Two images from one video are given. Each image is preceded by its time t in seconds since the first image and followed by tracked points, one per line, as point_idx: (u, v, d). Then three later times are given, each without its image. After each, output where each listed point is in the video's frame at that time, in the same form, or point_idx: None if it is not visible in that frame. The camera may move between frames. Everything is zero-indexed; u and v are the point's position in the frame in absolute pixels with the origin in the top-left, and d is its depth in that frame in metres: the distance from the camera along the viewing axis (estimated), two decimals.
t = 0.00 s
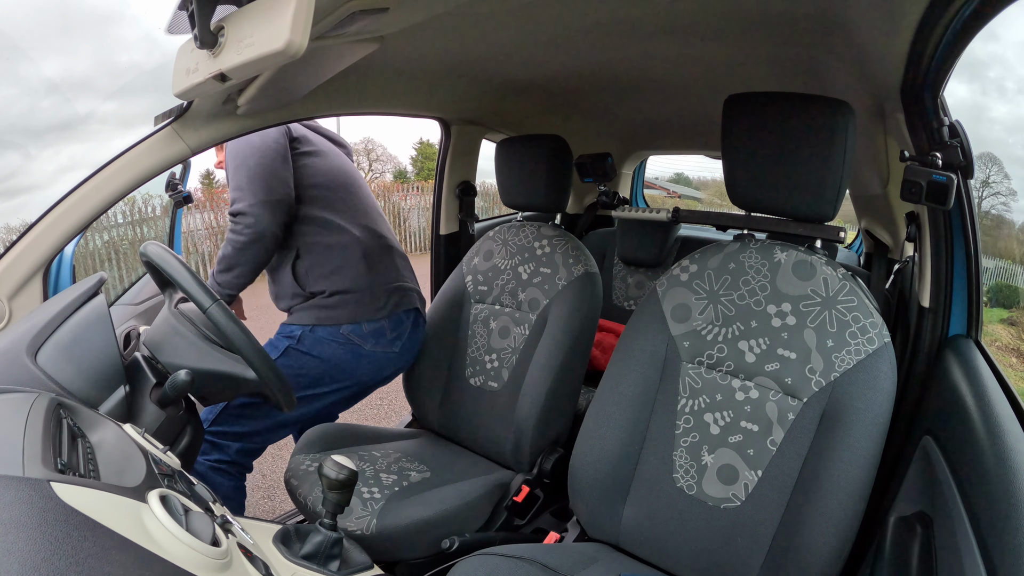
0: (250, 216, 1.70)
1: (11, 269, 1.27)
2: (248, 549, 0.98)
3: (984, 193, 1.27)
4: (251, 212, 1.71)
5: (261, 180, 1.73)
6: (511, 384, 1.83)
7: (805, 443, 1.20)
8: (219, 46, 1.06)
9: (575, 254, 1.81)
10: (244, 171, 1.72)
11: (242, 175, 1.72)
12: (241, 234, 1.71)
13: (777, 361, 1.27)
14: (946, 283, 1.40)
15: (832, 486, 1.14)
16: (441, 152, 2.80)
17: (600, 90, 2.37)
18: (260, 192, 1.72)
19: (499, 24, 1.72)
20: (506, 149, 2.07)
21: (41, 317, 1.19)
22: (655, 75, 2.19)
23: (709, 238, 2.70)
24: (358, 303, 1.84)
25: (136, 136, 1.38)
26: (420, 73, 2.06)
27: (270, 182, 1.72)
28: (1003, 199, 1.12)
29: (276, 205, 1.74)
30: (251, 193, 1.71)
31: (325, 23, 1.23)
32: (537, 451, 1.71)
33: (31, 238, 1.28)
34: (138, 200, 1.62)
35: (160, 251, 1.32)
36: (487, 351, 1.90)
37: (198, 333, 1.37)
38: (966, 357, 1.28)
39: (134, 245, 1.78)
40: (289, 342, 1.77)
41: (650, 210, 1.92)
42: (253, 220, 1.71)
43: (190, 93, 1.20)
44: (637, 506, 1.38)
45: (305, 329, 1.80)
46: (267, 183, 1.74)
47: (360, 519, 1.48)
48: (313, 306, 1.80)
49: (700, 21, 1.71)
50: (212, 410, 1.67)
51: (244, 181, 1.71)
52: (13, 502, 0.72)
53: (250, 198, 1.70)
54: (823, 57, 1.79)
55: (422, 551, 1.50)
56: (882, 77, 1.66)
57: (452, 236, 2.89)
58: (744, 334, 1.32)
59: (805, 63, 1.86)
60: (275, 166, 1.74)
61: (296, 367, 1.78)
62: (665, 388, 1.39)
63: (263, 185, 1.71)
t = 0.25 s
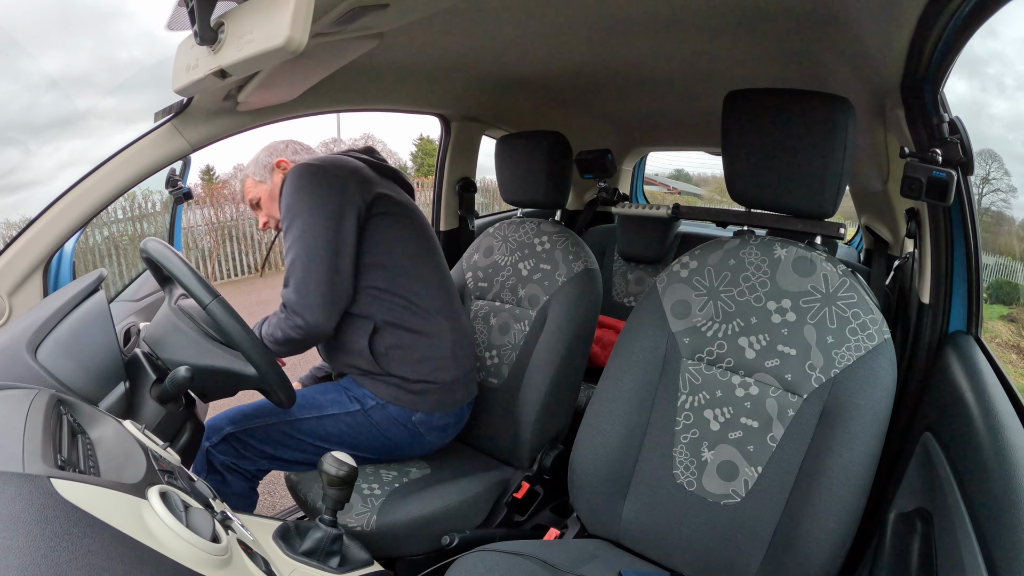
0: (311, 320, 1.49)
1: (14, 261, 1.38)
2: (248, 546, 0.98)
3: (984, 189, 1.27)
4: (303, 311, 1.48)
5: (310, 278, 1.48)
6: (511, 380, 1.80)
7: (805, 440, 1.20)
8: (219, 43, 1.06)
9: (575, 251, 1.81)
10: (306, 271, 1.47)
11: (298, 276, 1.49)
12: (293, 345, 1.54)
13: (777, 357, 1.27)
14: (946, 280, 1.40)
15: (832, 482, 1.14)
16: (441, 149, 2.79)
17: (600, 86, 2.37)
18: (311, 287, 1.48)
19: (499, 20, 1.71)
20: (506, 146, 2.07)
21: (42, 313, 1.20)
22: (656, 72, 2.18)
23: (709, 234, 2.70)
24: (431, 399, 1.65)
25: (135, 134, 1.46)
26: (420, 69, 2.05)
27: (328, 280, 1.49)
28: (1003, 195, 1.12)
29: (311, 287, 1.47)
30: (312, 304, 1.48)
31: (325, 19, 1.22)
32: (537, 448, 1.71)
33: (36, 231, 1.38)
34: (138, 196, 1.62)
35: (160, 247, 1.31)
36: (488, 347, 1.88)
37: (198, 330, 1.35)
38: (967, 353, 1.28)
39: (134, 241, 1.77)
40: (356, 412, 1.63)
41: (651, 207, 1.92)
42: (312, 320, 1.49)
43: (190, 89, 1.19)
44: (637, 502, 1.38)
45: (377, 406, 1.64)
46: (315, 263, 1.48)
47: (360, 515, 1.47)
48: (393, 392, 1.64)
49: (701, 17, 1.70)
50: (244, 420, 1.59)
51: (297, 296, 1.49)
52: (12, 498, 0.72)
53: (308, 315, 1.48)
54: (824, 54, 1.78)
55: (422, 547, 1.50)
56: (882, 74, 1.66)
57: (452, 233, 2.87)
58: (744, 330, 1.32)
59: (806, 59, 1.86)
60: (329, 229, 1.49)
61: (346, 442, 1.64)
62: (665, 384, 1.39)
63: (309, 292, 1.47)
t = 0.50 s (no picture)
0: (432, 379, 1.47)
1: (15, 257, 1.39)
2: (248, 541, 0.98)
3: (984, 184, 1.27)
4: (432, 369, 1.45)
5: (453, 329, 1.44)
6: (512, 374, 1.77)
7: (804, 435, 1.20)
8: (219, 38, 1.05)
9: (575, 247, 1.82)
10: (444, 299, 1.44)
11: (445, 319, 1.44)
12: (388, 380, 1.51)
13: (777, 353, 1.27)
14: (945, 277, 1.39)
15: (832, 478, 1.14)
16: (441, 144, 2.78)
17: (600, 81, 2.36)
18: (445, 337, 1.44)
19: (498, 16, 1.70)
20: (506, 141, 2.06)
21: (42, 309, 1.20)
22: (656, 67, 2.18)
23: (709, 230, 2.69)
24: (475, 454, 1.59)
25: (136, 129, 1.46)
26: (420, 65, 2.05)
27: (461, 329, 1.45)
28: (1003, 190, 1.12)
29: (468, 337, 1.46)
30: (440, 360, 1.45)
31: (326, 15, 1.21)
32: (538, 444, 1.71)
33: (36, 227, 1.40)
34: (138, 191, 1.60)
35: (159, 242, 1.30)
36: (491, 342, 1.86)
37: (198, 326, 1.36)
38: (966, 348, 1.28)
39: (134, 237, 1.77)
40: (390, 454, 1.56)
41: (651, 202, 1.92)
42: (420, 377, 1.46)
43: (190, 85, 1.19)
44: (637, 498, 1.38)
45: (414, 453, 1.58)
46: (473, 317, 1.46)
47: (362, 511, 1.50)
48: (431, 443, 1.57)
49: (701, 13, 1.70)
50: (270, 434, 1.53)
51: (437, 342, 1.44)
52: (12, 495, 0.72)
53: (433, 375, 1.46)
54: (824, 49, 1.78)
55: (422, 543, 1.50)
56: (882, 70, 1.66)
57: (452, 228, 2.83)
58: (744, 326, 1.32)
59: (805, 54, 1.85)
60: (492, 284, 1.47)
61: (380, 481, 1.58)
62: (665, 380, 1.39)
63: (461, 344, 1.45)
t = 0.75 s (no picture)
0: (466, 358, 1.39)
1: (12, 255, 1.37)
2: (248, 537, 0.99)
3: (984, 179, 1.26)
4: (471, 349, 1.40)
5: (509, 320, 1.42)
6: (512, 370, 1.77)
7: (804, 431, 1.20)
8: (219, 34, 1.05)
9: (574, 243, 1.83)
10: (497, 283, 1.44)
11: (502, 301, 1.43)
12: (413, 360, 1.38)
13: (777, 348, 1.27)
14: (946, 273, 1.39)
15: (832, 474, 1.14)
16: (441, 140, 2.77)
17: (600, 77, 2.35)
18: (505, 323, 1.42)
19: (497, 11, 1.69)
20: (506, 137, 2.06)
21: (42, 304, 1.20)
22: (655, 63, 2.18)
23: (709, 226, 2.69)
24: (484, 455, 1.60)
25: (135, 125, 1.44)
26: (419, 61, 2.04)
27: (515, 317, 1.43)
28: (1003, 185, 1.12)
29: (518, 320, 1.44)
30: (488, 338, 1.41)
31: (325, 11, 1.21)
32: (538, 439, 1.70)
33: (34, 224, 1.38)
34: (138, 187, 1.59)
35: (159, 238, 1.30)
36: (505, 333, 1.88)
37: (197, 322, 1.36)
38: (967, 344, 1.28)
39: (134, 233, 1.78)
40: (392, 458, 1.57)
41: (651, 198, 1.91)
42: (455, 355, 1.38)
43: (190, 80, 1.19)
44: (637, 493, 1.38)
45: (416, 455, 1.59)
46: (527, 300, 1.45)
47: (362, 507, 1.50)
48: (438, 447, 1.58)
49: (701, 8, 1.69)
50: (272, 442, 1.51)
51: (493, 322, 1.41)
52: (12, 491, 0.72)
53: (469, 355, 1.39)
54: (824, 45, 1.78)
55: (423, 538, 1.50)
56: (882, 65, 1.65)
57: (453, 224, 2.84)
58: (744, 322, 1.32)
59: (805, 50, 1.85)
60: (569, 278, 1.51)
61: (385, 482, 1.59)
62: (665, 376, 1.39)
63: (509, 329, 1.43)
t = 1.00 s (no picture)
0: (443, 338, 1.33)
1: (13, 250, 1.38)
2: (248, 532, 0.98)
3: (984, 175, 1.26)
4: (445, 327, 1.34)
5: (476, 294, 1.38)
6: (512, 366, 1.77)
7: (804, 426, 1.20)
8: (219, 30, 1.04)
9: (575, 238, 1.82)
10: (459, 259, 1.37)
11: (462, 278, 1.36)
12: (394, 348, 1.28)
13: (777, 344, 1.26)
14: (946, 268, 1.39)
15: (833, 469, 1.14)
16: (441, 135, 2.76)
17: (599, 72, 2.35)
18: (474, 300, 1.37)
19: (497, 6, 1.69)
20: (506, 132, 2.05)
21: (42, 300, 1.20)
22: (656, 59, 2.17)
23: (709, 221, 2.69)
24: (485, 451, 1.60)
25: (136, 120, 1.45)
26: (419, 56, 2.03)
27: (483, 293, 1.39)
28: (1003, 181, 1.12)
29: (483, 288, 1.39)
30: (458, 314, 1.35)
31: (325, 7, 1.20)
32: (538, 435, 1.70)
33: (35, 219, 1.38)
34: (138, 183, 1.60)
35: (159, 233, 1.29)
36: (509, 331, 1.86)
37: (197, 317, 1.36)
38: (966, 339, 1.28)
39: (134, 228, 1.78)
40: (406, 462, 1.54)
41: (651, 193, 1.91)
42: (432, 336, 1.32)
43: (190, 76, 1.19)
44: (637, 489, 1.38)
45: (429, 457, 1.57)
46: (489, 272, 1.40)
47: (363, 502, 1.49)
48: (451, 447, 1.57)
49: (701, 4, 1.68)
50: (289, 448, 1.45)
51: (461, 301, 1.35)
52: (12, 487, 0.72)
53: (445, 335, 1.33)
54: (825, 41, 1.77)
55: (423, 533, 1.50)
56: (882, 61, 1.65)
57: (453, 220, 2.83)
58: (744, 317, 1.32)
59: (806, 45, 1.85)
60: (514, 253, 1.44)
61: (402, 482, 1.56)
62: (665, 371, 1.39)
63: (477, 301, 1.38)
